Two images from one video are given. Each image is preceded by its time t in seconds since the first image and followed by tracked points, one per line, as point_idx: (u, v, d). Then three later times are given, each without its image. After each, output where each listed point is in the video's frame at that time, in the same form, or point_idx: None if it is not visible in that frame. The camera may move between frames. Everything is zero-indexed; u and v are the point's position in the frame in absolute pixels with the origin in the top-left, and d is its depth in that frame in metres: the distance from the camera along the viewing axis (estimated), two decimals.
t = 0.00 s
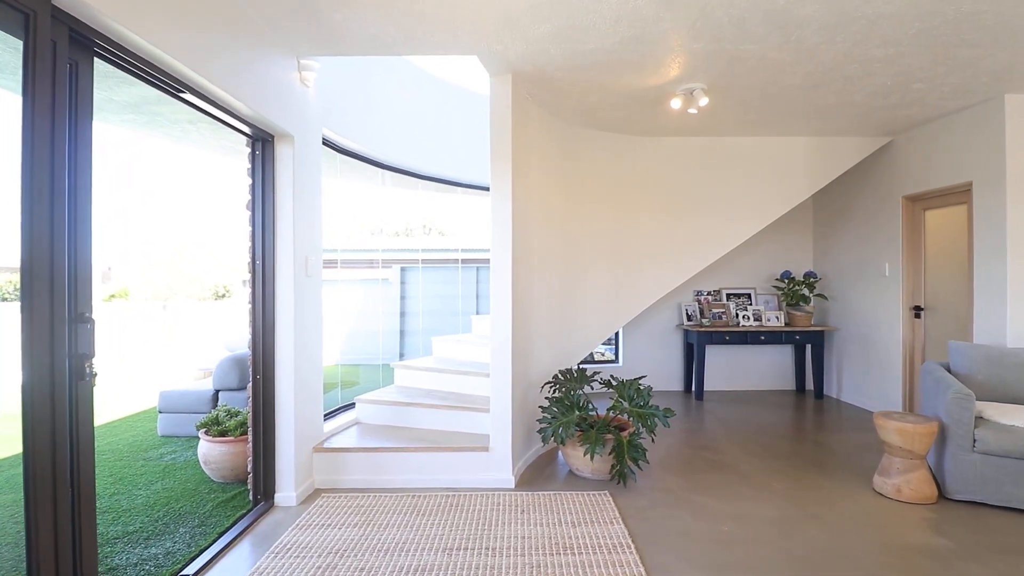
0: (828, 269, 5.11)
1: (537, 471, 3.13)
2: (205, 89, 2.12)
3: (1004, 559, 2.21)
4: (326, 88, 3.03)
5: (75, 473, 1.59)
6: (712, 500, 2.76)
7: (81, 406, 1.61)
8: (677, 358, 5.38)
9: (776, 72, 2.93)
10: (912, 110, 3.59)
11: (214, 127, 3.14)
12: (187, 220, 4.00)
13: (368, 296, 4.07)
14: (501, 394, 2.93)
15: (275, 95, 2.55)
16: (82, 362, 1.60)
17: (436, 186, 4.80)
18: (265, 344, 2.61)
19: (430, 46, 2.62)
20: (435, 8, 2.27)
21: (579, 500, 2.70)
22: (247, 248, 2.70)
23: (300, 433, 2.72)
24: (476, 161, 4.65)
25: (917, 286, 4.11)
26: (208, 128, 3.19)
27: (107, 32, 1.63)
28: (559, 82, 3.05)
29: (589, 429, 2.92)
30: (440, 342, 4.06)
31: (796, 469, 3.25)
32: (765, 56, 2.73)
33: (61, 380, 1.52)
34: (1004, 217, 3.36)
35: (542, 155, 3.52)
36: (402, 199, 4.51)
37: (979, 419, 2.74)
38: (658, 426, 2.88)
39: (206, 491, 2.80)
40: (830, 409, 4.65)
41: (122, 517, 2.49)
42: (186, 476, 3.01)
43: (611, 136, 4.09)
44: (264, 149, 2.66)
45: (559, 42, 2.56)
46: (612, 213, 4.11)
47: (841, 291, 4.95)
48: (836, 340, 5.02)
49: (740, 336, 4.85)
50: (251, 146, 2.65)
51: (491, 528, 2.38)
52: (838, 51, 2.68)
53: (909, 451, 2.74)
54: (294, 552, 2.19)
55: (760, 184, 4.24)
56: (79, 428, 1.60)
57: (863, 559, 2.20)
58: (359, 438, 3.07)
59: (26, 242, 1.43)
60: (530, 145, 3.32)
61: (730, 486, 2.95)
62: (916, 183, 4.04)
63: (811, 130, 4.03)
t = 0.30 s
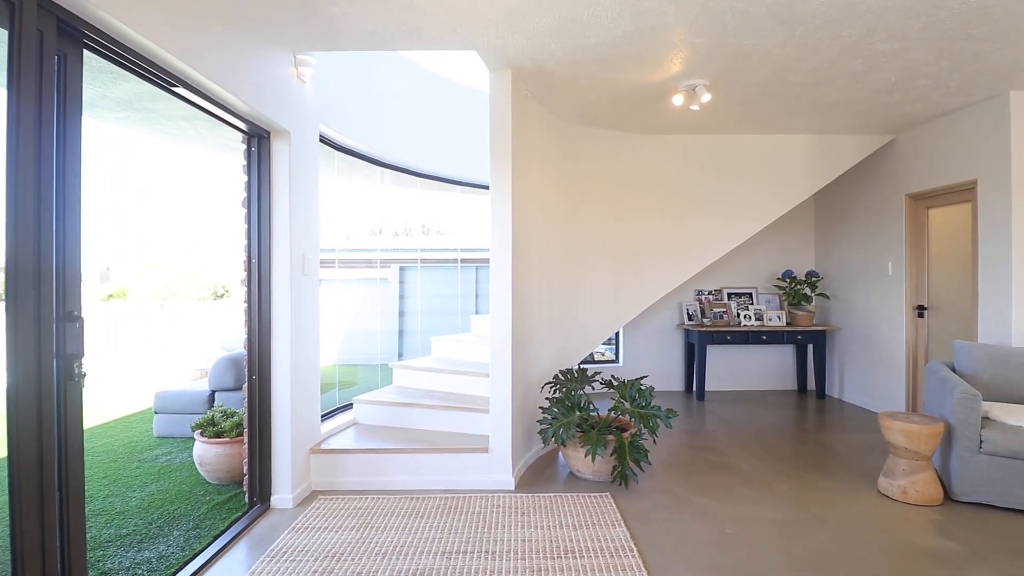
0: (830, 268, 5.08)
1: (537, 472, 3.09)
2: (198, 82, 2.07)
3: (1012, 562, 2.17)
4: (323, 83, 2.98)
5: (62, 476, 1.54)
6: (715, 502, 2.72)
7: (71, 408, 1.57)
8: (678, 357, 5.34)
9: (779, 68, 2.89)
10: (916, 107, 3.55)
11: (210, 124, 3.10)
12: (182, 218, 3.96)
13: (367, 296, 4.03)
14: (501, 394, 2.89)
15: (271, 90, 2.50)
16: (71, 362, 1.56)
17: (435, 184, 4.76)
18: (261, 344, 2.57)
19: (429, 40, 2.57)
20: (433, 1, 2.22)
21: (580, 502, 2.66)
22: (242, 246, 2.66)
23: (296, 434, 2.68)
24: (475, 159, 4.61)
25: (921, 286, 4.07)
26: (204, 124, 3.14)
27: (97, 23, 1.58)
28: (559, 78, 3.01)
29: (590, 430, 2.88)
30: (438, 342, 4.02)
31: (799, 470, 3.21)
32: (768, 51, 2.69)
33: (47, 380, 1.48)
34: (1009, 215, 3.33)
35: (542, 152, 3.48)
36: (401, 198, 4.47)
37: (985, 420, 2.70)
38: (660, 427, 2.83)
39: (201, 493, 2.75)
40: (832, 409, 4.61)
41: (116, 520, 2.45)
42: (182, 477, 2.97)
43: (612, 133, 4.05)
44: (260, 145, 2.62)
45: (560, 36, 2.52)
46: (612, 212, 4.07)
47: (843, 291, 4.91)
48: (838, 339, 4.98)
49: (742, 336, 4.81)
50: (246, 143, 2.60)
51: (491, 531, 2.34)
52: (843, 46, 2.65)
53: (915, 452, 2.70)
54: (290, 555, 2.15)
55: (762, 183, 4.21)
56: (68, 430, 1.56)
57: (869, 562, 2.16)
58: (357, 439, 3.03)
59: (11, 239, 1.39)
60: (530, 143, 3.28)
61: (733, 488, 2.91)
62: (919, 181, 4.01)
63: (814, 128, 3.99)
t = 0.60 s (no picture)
0: (833, 268, 5.03)
1: (537, 475, 3.04)
2: (189, 76, 2.02)
3: None
4: (319, 79, 2.94)
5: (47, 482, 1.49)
6: (718, 505, 2.67)
7: (56, 411, 1.52)
8: (679, 358, 5.30)
9: (783, 64, 2.84)
10: (922, 104, 3.50)
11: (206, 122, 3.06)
12: (177, 216, 3.92)
13: (364, 296, 3.98)
14: (501, 395, 2.84)
15: (266, 86, 2.46)
16: (57, 363, 1.51)
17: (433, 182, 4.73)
18: (256, 344, 2.52)
19: (427, 35, 2.53)
20: None
21: (582, 506, 2.61)
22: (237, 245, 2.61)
23: (292, 436, 2.63)
24: (474, 156, 4.56)
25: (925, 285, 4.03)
26: (200, 122, 3.09)
27: (84, 13, 1.54)
28: (560, 73, 2.97)
29: (591, 432, 2.83)
30: (437, 342, 3.97)
31: (803, 472, 3.16)
32: (772, 46, 2.64)
33: (30, 385, 1.43)
34: (1016, 213, 3.28)
35: (543, 149, 3.43)
36: (400, 197, 4.42)
37: (994, 421, 2.65)
38: (663, 429, 2.78)
39: (195, 496, 2.70)
40: (835, 410, 4.57)
41: (108, 525, 2.40)
42: (176, 480, 2.92)
43: (613, 131, 4.00)
44: (254, 142, 2.57)
45: (560, 30, 2.47)
46: (613, 210, 4.02)
47: (846, 290, 4.86)
48: (841, 339, 4.93)
49: (744, 336, 4.77)
50: (241, 139, 2.56)
51: (491, 536, 2.29)
52: (849, 41, 2.60)
53: (922, 454, 2.66)
54: (285, 561, 2.09)
55: (765, 181, 4.16)
56: (54, 434, 1.51)
57: (878, 568, 2.11)
58: (354, 441, 2.98)
59: None
60: (529, 140, 3.23)
61: (737, 491, 2.86)
62: (924, 180, 3.96)
63: (817, 125, 3.94)
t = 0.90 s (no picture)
0: (836, 267, 4.98)
1: (538, 478, 2.98)
2: (180, 68, 1.96)
3: None
4: (316, 75, 2.88)
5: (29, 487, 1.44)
6: (724, 510, 2.62)
7: (38, 414, 1.46)
8: (681, 358, 5.24)
9: (789, 58, 2.79)
10: (929, 101, 3.45)
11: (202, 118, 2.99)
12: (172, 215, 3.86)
13: (362, 295, 3.92)
14: (502, 397, 2.78)
15: (261, 81, 2.40)
16: (40, 366, 1.45)
17: (433, 181, 4.66)
18: (251, 345, 2.46)
19: (427, 28, 2.47)
20: None
21: (584, 510, 2.55)
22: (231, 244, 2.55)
23: (288, 439, 2.57)
24: (474, 154, 4.50)
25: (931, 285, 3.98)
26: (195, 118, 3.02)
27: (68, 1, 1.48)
28: (562, 69, 2.91)
29: (594, 434, 2.77)
30: (437, 343, 3.91)
31: (809, 475, 3.11)
32: (779, 40, 2.59)
33: (11, 388, 1.38)
34: None
35: (544, 146, 3.37)
36: (399, 195, 4.36)
37: (1005, 424, 2.60)
38: (667, 431, 2.72)
39: (189, 500, 2.64)
40: (839, 412, 4.51)
41: (99, 530, 2.34)
42: (170, 483, 2.86)
43: (615, 129, 3.95)
44: (249, 137, 2.51)
45: (563, 23, 2.42)
46: (615, 209, 3.97)
47: (850, 290, 4.81)
48: (845, 340, 4.88)
49: (746, 336, 4.72)
50: (235, 135, 2.50)
51: (491, 541, 2.23)
52: (857, 36, 2.54)
53: (932, 458, 2.61)
54: (279, 569, 2.04)
55: (769, 180, 4.11)
56: (36, 437, 1.46)
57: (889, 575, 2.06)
58: (352, 444, 2.92)
59: None
60: (530, 138, 3.17)
61: (742, 495, 2.81)
62: (930, 178, 3.91)
63: (822, 123, 3.89)
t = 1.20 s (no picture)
0: (840, 267, 4.92)
1: (539, 483, 2.92)
2: (169, 60, 1.91)
3: None
4: (312, 70, 2.81)
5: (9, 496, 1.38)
6: (730, 516, 2.56)
7: (18, 420, 1.40)
8: (683, 359, 5.19)
9: (796, 54, 2.73)
10: (936, 98, 3.40)
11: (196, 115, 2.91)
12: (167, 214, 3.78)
13: (360, 295, 3.85)
14: (502, 400, 2.72)
15: (256, 75, 2.34)
16: (20, 370, 1.40)
17: (432, 179, 4.60)
18: (245, 346, 2.40)
19: (425, 21, 2.40)
20: None
21: (587, 516, 2.49)
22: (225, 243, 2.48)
23: (284, 443, 2.51)
24: (474, 153, 4.44)
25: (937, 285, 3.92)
26: (189, 115, 2.94)
27: None
28: (564, 64, 2.85)
29: (597, 438, 2.71)
30: (436, 344, 3.85)
31: (816, 479, 3.05)
32: (786, 34, 2.53)
33: None
34: None
35: (545, 143, 3.31)
36: (397, 194, 4.30)
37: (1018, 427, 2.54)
38: (672, 435, 2.66)
39: (182, 506, 2.58)
40: (843, 413, 4.46)
41: (88, 537, 2.27)
42: (162, 488, 2.79)
43: (617, 126, 3.89)
44: (243, 134, 2.45)
45: (565, 16, 2.36)
46: (617, 208, 3.90)
47: (854, 290, 4.75)
48: (849, 340, 4.82)
49: (750, 337, 4.66)
50: (229, 131, 2.44)
51: (491, 549, 2.17)
52: (865, 30, 2.49)
53: (943, 462, 2.55)
54: None
55: (773, 178, 4.05)
56: (16, 445, 1.40)
57: None
58: (349, 447, 2.86)
59: None
60: (531, 135, 3.11)
61: (748, 500, 2.75)
62: (936, 177, 3.85)
63: (828, 120, 3.83)
